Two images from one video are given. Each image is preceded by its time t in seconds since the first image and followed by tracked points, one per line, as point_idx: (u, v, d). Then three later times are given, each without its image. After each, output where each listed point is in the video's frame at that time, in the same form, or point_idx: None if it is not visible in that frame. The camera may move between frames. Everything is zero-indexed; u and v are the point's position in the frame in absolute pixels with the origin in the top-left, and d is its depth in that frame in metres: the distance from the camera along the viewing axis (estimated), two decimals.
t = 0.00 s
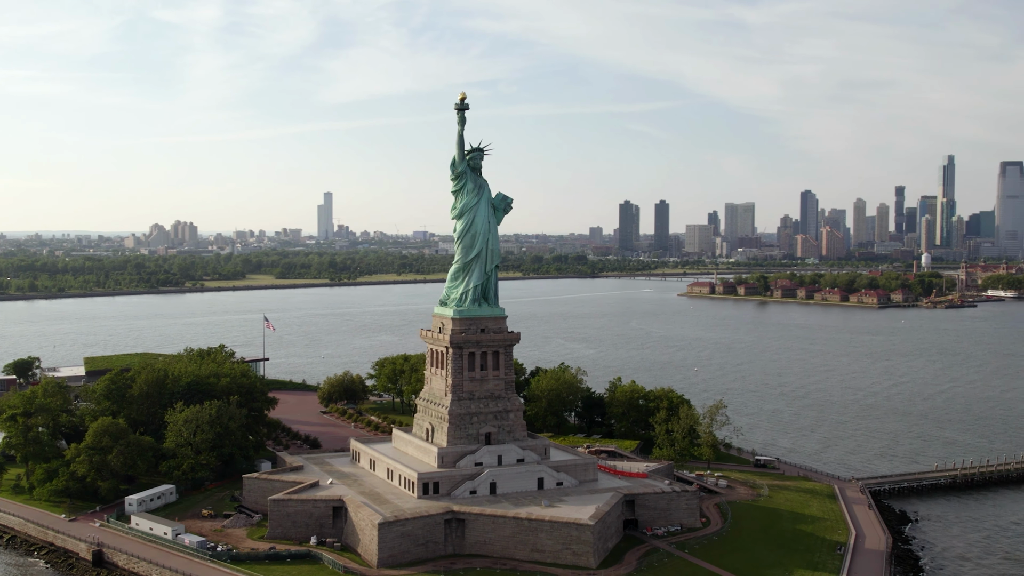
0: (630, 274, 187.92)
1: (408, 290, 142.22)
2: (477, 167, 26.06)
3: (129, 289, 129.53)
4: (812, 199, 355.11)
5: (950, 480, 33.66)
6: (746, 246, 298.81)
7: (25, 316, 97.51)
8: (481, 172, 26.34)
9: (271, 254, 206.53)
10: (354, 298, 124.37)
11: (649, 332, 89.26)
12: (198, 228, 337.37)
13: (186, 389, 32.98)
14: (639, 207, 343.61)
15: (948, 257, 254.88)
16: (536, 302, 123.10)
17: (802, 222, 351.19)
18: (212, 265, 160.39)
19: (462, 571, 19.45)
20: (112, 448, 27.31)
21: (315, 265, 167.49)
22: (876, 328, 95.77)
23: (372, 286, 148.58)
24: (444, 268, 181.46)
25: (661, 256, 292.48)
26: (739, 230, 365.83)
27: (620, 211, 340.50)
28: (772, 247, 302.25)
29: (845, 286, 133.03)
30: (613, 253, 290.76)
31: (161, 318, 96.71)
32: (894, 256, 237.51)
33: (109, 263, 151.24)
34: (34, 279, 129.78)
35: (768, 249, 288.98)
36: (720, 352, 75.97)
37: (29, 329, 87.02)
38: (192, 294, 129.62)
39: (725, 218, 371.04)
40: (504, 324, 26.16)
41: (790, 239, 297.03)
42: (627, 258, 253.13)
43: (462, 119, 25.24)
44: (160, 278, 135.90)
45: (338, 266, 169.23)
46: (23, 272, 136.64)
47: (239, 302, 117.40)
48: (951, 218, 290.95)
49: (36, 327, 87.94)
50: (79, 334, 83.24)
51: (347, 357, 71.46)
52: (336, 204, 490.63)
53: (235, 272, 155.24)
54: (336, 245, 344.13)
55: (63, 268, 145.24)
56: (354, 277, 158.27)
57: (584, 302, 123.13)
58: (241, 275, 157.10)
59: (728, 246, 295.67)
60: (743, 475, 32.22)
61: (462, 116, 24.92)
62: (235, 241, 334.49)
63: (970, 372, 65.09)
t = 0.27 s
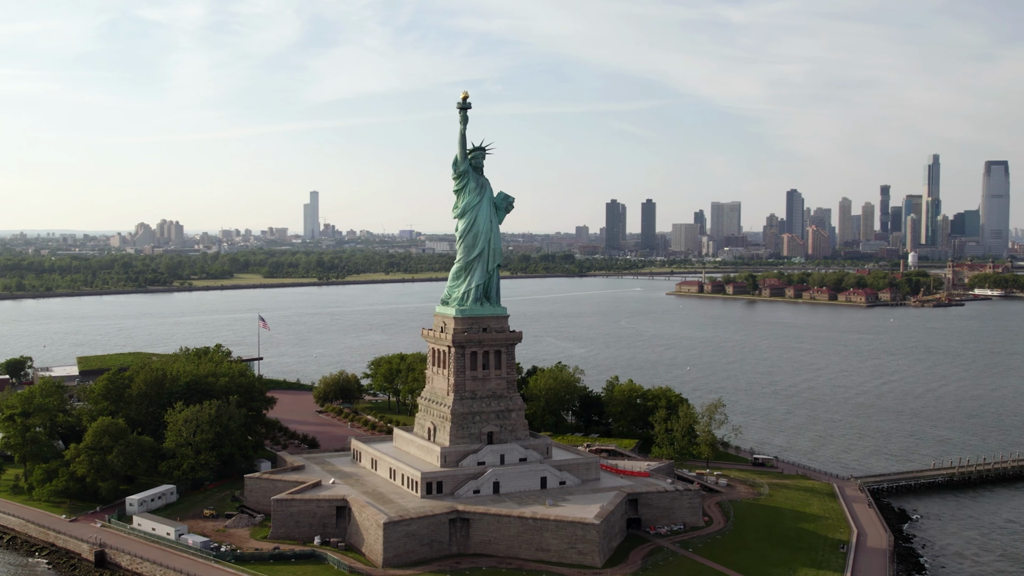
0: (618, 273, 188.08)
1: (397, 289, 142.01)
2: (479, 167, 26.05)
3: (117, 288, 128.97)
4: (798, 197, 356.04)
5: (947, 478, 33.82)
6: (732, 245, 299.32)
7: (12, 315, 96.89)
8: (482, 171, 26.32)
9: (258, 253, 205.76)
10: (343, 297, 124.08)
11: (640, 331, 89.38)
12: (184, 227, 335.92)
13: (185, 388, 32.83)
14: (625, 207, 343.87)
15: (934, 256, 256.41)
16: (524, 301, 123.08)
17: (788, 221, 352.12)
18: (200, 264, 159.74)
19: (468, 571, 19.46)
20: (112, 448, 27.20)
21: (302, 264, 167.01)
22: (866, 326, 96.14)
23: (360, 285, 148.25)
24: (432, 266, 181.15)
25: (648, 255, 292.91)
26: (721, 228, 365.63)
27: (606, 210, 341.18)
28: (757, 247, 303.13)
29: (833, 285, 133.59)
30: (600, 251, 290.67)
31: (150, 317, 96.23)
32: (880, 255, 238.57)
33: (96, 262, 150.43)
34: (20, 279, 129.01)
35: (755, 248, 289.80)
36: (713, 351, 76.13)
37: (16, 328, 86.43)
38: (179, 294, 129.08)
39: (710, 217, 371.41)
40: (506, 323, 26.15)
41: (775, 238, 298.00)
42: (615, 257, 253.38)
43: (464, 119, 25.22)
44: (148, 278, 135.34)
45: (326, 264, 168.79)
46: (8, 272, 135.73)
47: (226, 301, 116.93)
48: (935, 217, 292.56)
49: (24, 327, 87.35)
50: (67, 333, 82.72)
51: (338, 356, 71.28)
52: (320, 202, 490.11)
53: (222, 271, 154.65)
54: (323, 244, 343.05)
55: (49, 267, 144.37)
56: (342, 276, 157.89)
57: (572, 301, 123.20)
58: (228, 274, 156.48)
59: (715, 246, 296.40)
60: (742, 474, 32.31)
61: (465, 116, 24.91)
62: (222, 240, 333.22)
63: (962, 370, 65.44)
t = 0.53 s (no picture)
0: (608, 272, 188.19)
1: (387, 288, 141.86)
2: (481, 166, 26.03)
3: (107, 287, 128.60)
4: (786, 197, 357.02)
5: (945, 477, 33.91)
6: (720, 244, 299.90)
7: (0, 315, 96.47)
8: (484, 170, 26.31)
9: (247, 252, 205.24)
10: (333, 296, 123.88)
11: (632, 331, 89.46)
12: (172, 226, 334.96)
13: (184, 388, 32.73)
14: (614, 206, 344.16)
15: (921, 255, 257.52)
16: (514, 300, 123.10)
17: (775, 220, 352.79)
18: (189, 263, 159.31)
19: (472, 570, 19.45)
20: (113, 448, 27.10)
21: (292, 263, 166.71)
22: (856, 325, 96.45)
23: (350, 285, 148.03)
24: (422, 265, 180.99)
25: (637, 254, 293.34)
26: (712, 228, 366.52)
27: (595, 209, 341.85)
28: (744, 246, 303.75)
29: (824, 283, 133.89)
30: (589, 250, 290.78)
31: (140, 317, 95.92)
32: (867, 254, 239.41)
33: (85, 262, 149.86)
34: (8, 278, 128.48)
35: (744, 247, 290.48)
36: (706, 351, 76.26)
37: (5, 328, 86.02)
38: (169, 293, 128.68)
39: (698, 216, 371.94)
40: (508, 322, 26.13)
41: (763, 237, 298.60)
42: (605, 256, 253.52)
43: (466, 118, 25.20)
44: (137, 277, 134.97)
45: (316, 263, 168.47)
46: None
47: (216, 300, 116.65)
48: (922, 216, 293.93)
49: (13, 326, 86.93)
50: (57, 332, 82.39)
51: (332, 356, 71.16)
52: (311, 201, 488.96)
53: (212, 271, 154.24)
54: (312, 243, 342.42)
55: (37, 266, 143.72)
56: (332, 276, 157.64)
57: (562, 301, 123.27)
58: (218, 273, 156.09)
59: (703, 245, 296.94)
60: (741, 473, 32.36)
61: (467, 115, 24.90)
62: (211, 240, 332.32)
63: (955, 368, 65.66)
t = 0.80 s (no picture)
0: (598, 271, 188.35)
1: (377, 287, 141.72)
2: (483, 165, 26.01)
3: (96, 286, 128.15)
4: (775, 196, 357.86)
5: (944, 476, 33.99)
6: (709, 242, 300.59)
7: None
8: (487, 169, 26.28)
9: (236, 251, 204.63)
10: (323, 295, 123.70)
11: (625, 330, 89.52)
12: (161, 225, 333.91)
13: (184, 388, 32.65)
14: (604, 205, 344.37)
15: (909, 254, 258.78)
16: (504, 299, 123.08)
17: (765, 219, 353.58)
18: (178, 262, 158.77)
19: (477, 570, 19.45)
20: (113, 448, 27.00)
21: (282, 262, 166.35)
22: (847, 324, 96.76)
23: (340, 284, 147.79)
24: (412, 264, 180.84)
25: (627, 254, 293.55)
26: (700, 227, 366.94)
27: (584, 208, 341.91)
28: (733, 245, 304.57)
29: (814, 283, 134.30)
30: (578, 249, 290.68)
31: (131, 316, 95.60)
32: (856, 253, 240.26)
33: (73, 261, 149.19)
34: None
35: (733, 247, 291.06)
36: (700, 349, 76.38)
37: None
38: (158, 292, 128.23)
39: (687, 215, 372.38)
40: (510, 322, 26.11)
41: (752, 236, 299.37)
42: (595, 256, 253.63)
43: (469, 117, 25.17)
44: (128, 276, 134.57)
45: (306, 262, 168.13)
46: None
47: (206, 299, 116.36)
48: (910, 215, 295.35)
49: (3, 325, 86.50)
50: (47, 332, 82.03)
51: (325, 355, 71.05)
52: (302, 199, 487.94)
53: (202, 270, 153.78)
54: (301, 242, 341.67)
55: (25, 266, 143.02)
56: (322, 275, 157.34)
57: (552, 300, 123.29)
58: (207, 272, 155.64)
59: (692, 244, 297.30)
60: (741, 472, 32.41)
61: (469, 114, 24.87)
62: (199, 239, 331.37)
63: (949, 367, 65.86)
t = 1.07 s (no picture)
0: (586, 270, 188.52)
1: (365, 287, 141.57)
2: (485, 164, 25.99)
3: (84, 286, 127.61)
4: (761, 196, 358.93)
5: (942, 474, 34.09)
6: (697, 241, 301.09)
7: None
8: (489, 168, 26.27)
9: (224, 251, 203.91)
10: (312, 295, 123.47)
11: (615, 329, 89.61)
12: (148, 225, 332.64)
13: (183, 387, 32.58)
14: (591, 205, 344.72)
15: (896, 253, 259.92)
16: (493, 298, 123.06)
17: (753, 218, 354.44)
18: (166, 262, 158.14)
19: (483, 569, 19.45)
20: (114, 448, 26.88)
21: (271, 262, 165.91)
22: (837, 323, 97.08)
23: (328, 283, 147.48)
24: (401, 263, 180.75)
25: (615, 253, 293.78)
26: (685, 227, 367.08)
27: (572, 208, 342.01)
28: (721, 245, 305.17)
29: (802, 282, 134.68)
30: (566, 248, 290.71)
31: (119, 316, 95.22)
32: (843, 252, 241.05)
33: (60, 260, 148.39)
34: None
35: (721, 246, 291.70)
36: (692, 349, 76.52)
37: None
38: (147, 292, 127.73)
39: (675, 214, 372.97)
40: (512, 321, 26.10)
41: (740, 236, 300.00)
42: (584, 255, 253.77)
43: (471, 116, 25.15)
44: (116, 275, 134.01)
45: (294, 262, 167.73)
46: None
47: (194, 299, 116.01)
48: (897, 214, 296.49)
49: None
50: (35, 331, 81.59)
51: (317, 355, 70.91)
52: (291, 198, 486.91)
53: (191, 269, 153.23)
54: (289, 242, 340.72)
55: (11, 265, 142.17)
56: (311, 275, 156.94)
57: (541, 299, 123.36)
58: (196, 271, 155.07)
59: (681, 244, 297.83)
60: (741, 471, 32.48)
61: (472, 113, 24.85)
62: (187, 238, 330.14)
63: (941, 365, 66.12)
